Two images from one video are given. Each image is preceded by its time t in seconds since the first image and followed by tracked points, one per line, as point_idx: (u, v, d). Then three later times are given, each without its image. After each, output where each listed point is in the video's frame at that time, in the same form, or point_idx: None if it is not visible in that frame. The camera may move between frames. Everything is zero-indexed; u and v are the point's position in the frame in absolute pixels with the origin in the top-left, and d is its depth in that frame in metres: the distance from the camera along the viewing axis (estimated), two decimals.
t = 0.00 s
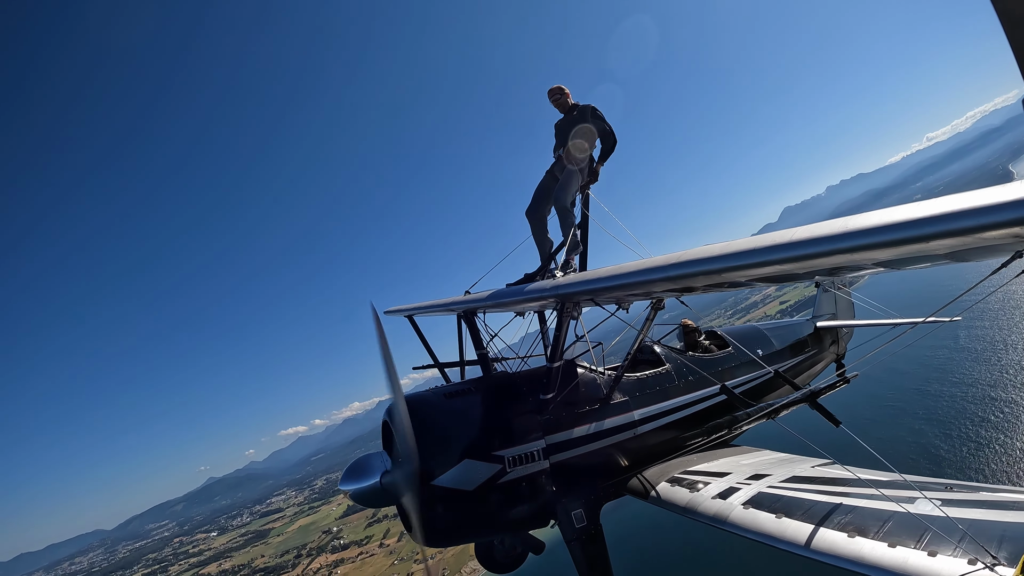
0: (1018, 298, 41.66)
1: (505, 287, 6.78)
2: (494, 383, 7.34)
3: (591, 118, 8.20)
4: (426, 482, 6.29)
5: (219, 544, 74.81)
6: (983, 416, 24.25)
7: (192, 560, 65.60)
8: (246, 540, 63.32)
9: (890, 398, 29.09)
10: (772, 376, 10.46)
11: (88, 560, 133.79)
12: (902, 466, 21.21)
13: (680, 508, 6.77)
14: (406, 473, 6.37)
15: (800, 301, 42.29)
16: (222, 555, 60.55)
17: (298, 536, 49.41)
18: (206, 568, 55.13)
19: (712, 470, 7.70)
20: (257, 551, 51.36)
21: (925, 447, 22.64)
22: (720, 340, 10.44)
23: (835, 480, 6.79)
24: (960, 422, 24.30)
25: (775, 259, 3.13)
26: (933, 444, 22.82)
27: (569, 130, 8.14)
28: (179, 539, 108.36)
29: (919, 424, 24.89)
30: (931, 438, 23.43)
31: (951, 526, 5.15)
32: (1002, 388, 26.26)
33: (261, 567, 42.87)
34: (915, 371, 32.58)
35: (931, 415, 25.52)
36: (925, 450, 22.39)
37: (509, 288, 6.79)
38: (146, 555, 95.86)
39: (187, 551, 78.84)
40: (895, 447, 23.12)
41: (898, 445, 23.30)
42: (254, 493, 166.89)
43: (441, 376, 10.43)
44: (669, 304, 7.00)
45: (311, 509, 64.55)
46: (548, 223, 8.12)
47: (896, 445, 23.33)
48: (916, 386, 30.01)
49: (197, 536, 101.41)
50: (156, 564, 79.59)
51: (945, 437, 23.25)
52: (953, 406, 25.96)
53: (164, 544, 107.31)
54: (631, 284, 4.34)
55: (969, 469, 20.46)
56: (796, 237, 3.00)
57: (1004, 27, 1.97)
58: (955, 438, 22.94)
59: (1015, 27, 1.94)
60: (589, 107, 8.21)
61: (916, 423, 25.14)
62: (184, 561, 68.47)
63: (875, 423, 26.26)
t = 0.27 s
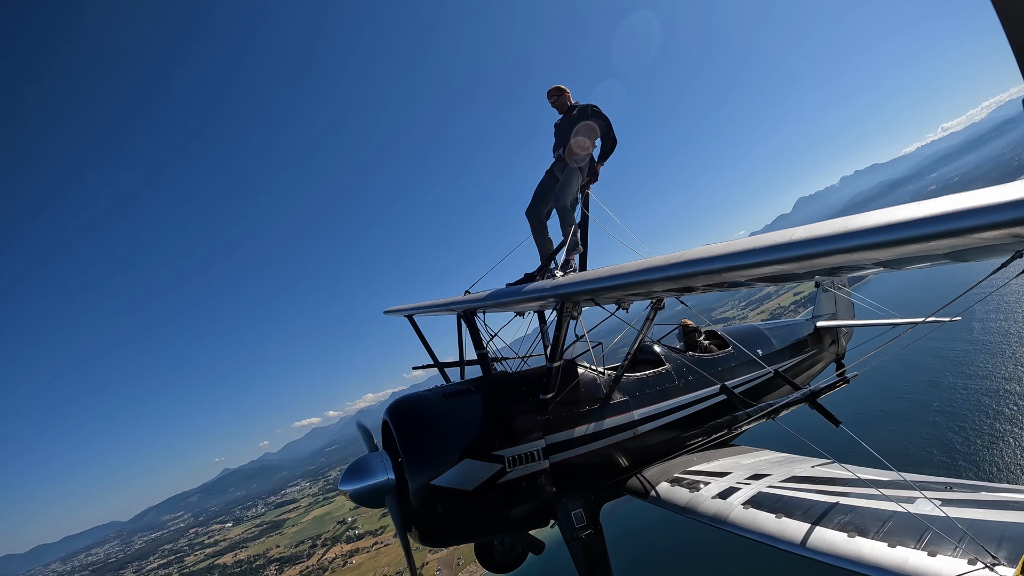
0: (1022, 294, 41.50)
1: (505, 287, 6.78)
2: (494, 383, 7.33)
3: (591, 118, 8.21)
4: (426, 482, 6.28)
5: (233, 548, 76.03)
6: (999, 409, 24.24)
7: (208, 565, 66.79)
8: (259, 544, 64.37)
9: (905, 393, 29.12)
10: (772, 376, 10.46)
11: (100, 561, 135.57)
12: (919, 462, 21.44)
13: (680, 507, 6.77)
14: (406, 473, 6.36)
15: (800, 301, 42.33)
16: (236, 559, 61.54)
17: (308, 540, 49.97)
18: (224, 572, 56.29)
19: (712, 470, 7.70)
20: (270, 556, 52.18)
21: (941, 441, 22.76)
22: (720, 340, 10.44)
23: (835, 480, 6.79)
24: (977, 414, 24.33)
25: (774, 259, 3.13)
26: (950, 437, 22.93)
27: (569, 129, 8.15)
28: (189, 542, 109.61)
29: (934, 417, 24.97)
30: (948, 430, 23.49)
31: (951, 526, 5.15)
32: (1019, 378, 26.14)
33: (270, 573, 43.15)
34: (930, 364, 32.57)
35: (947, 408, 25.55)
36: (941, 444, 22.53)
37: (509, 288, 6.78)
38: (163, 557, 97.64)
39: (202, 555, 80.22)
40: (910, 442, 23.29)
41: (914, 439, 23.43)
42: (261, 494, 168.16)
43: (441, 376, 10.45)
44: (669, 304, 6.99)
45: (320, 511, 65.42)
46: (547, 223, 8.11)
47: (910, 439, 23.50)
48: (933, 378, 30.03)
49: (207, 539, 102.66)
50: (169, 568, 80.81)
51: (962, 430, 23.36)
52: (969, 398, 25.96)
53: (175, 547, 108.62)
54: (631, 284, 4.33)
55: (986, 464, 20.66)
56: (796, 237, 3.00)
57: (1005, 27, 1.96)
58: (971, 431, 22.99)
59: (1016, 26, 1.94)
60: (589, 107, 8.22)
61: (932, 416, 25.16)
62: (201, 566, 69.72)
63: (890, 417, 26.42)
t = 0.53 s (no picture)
0: None
1: (505, 287, 6.77)
2: (494, 383, 7.32)
3: (590, 118, 8.21)
4: (425, 482, 6.28)
5: (251, 539, 78.02)
6: (1013, 400, 24.18)
7: (227, 557, 68.28)
8: (276, 537, 65.91)
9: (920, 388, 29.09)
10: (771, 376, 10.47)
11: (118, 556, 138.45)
12: (932, 456, 21.55)
13: (680, 507, 6.77)
14: (405, 473, 6.34)
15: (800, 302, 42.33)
16: (253, 552, 62.97)
17: (325, 533, 51.25)
18: (243, 563, 57.86)
19: (711, 470, 7.70)
20: (286, 549, 53.41)
21: (957, 435, 22.76)
22: (720, 340, 10.45)
23: (834, 480, 6.79)
24: (990, 408, 24.29)
25: (774, 260, 3.13)
26: (964, 431, 22.98)
27: (569, 130, 8.15)
28: (202, 536, 111.62)
29: (949, 411, 24.97)
30: (964, 426, 23.44)
31: (950, 526, 5.15)
32: None
33: (286, 566, 44.05)
34: (948, 358, 32.31)
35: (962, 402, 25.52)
36: (953, 438, 22.56)
37: (508, 288, 6.77)
38: (180, 551, 99.89)
39: (218, 548, 81.91)
40: (923, 436, 23.36)
41: (926, 433, 23.50)
42: (269, 491, 170.11)
43: (440, 376, 10.45)
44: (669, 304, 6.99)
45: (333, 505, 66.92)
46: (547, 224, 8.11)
47: (922, 433, 23.62)
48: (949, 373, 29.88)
49: (220, 533, 104.52)
50: (186, 561, 82.71)
51: (975, 425, 23.38)
52: (984, 392, 25.90)
53: (189, 541, 110.92)
54: (630, 283, 4.33)
55: (999, 456, 20.66)
56: (797, 237, 3.00)
57: (1004, 26, 1.96)
58: (985, 425, 23.01)
59: (1016, 25, 1.93)
60: (589, 107, 8.21)
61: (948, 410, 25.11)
62: (218, 559, 71.28)
63: (904, 413, 26.45)
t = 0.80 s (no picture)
0: None
1: (505, 287, 6.76)
2: (494, 383, 7.31)
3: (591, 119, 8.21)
4: (425, 482, 6.27)
5: (265, 530, 79.58)
6: None
7: (243, 547, 69.71)
8: (289, 528, 67.16)
9: (934, 381, 28.99)
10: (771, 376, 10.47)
11: (133, 548, 141.00)
12: (947, 450, 21.55)
13: (680, 508, 6.77)
14: (405, 474, 6.34)
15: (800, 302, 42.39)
16: (267, 543, 64.19)
17: (339, 524, 52.21)
18: (258, 553, 59.02)
19: (711, 470, 7.70)
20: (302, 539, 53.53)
21: (972, 428, 22.69)
22: (720, 340, 10.44)
23: (834, 480, 6.80)
24: (1004, 401, 24.23)
25: (774, 259, 3.13)
26: (979, 424, 22.93)
27: (569, 130, 8.15)
28: (216, 529, 113.50)
29: (964, 404, 24.90)
30: (979, 418, 23.36)
31: (950, 526, 5.16)
32: None
33: (299, 557, 44.83)
34: (961, 352, 32.10)
35: (976, 394, 25.47)
36: (968, 431, 22.51)
37: (508, 288, 6.76)
38: (194, 543, 101.65)
39: (232, 540, 83.45)
40: (936, 430, 23.34)
41: (939, 427, 23.48)
42: (276, 488, 171.39)
43: (440, 376, 10.45)
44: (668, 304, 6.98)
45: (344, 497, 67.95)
46: (547, 224, 8.10)
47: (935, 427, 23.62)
48: (964, 367, 29.67)
49: (231, 527, 106.00)
50: (199, 553, 84.15)
51: (990, 417, 23.29)
52: (998, 384, 25.79)
53: (200, 535, 112.57)
54: (631, 283, 4.33)
55: (1013, 450, 20.67)
56: (796, 237, 3.00)
57: (1003, 26, 1.96)
58: (1000, 417, 22.94)
59: (1015, 25, 1.93)
60: (590, 107, 8.21)
61: (962, 403, 25.01)
62: (233, 550, 72.63)
63: (917, 407, 26.44)
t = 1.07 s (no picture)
0: None
1: (506, 287, 6.76)
2: (495, 383, 7.32)
3: (591, 119, 8.22)
4: (425, 482, 6.27)
5: (281, 520, 81.76)
6: None
7: (260, 537, 71.71)
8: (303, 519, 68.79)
9: (946, 376, 28.85)
10: (772, 376, 10.47)
11: (148, 540, 143.91)
12: (961, 446, 21.50)
13: (681, 508, 6.77)
14: (406, 474, 6.35)
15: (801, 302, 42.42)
16: (281, 533, 65.86)
17: (355, 515, 53.74)
18: (274, 543, 60.63)
19: (712, 470, 7.70)
20: (317, 531, 54.73)
21: (987, 423, 22.64)
22: (720, 340, 10.44)
23: (834, 480, 6.80)
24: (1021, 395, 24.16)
25: (775, 259, 3.13)
26: (995, 418, 22.84)
27: (569, 130, 8.16)
28: (233, 519, 116.61)
29: (978, 398, 24.80)
30: (993, 413, 23.28)
31: (950, 526, 5.16)
32: None
33: (315, 548, 45.79)
34: (973, 346, 31.94)
35: (992, 388, 25.44)
36: (982, 427, 22.45)
37: (508, 288, 6.77)
38: (209, 534, 104.06)
39: (248, 531, 85.54)
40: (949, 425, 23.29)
41: (952, 422, 23.44)
42: (284, 483, 173.73)
43: (441, 375, 10.46)
44: (669, 304, 6.99)
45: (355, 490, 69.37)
46: (548, 224, 8.10)
47: (949, 422, 23.55)
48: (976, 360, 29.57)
49: (247, 519, 108.55)
50: (215, 544, 86.19)
51: (1005, 412, 23.21)
52: (1015, 378, 25.72)
53: (215, 527, 115.22)
54: (632, 283, 4.33)
55: None
56: (796, 237, 3.01)
57: (1004, 25, 1.96)
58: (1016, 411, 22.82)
59: (1018, 24, 1.92)
60: (590, 107, 8.21)
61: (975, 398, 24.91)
62: (250, 540, 74.71)
63: (931, 399, 26.56)
